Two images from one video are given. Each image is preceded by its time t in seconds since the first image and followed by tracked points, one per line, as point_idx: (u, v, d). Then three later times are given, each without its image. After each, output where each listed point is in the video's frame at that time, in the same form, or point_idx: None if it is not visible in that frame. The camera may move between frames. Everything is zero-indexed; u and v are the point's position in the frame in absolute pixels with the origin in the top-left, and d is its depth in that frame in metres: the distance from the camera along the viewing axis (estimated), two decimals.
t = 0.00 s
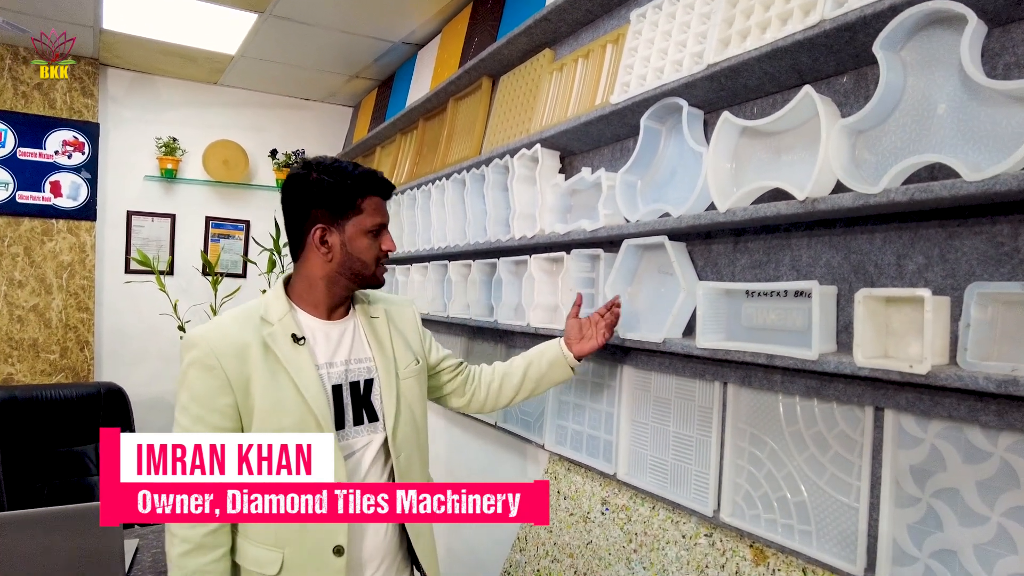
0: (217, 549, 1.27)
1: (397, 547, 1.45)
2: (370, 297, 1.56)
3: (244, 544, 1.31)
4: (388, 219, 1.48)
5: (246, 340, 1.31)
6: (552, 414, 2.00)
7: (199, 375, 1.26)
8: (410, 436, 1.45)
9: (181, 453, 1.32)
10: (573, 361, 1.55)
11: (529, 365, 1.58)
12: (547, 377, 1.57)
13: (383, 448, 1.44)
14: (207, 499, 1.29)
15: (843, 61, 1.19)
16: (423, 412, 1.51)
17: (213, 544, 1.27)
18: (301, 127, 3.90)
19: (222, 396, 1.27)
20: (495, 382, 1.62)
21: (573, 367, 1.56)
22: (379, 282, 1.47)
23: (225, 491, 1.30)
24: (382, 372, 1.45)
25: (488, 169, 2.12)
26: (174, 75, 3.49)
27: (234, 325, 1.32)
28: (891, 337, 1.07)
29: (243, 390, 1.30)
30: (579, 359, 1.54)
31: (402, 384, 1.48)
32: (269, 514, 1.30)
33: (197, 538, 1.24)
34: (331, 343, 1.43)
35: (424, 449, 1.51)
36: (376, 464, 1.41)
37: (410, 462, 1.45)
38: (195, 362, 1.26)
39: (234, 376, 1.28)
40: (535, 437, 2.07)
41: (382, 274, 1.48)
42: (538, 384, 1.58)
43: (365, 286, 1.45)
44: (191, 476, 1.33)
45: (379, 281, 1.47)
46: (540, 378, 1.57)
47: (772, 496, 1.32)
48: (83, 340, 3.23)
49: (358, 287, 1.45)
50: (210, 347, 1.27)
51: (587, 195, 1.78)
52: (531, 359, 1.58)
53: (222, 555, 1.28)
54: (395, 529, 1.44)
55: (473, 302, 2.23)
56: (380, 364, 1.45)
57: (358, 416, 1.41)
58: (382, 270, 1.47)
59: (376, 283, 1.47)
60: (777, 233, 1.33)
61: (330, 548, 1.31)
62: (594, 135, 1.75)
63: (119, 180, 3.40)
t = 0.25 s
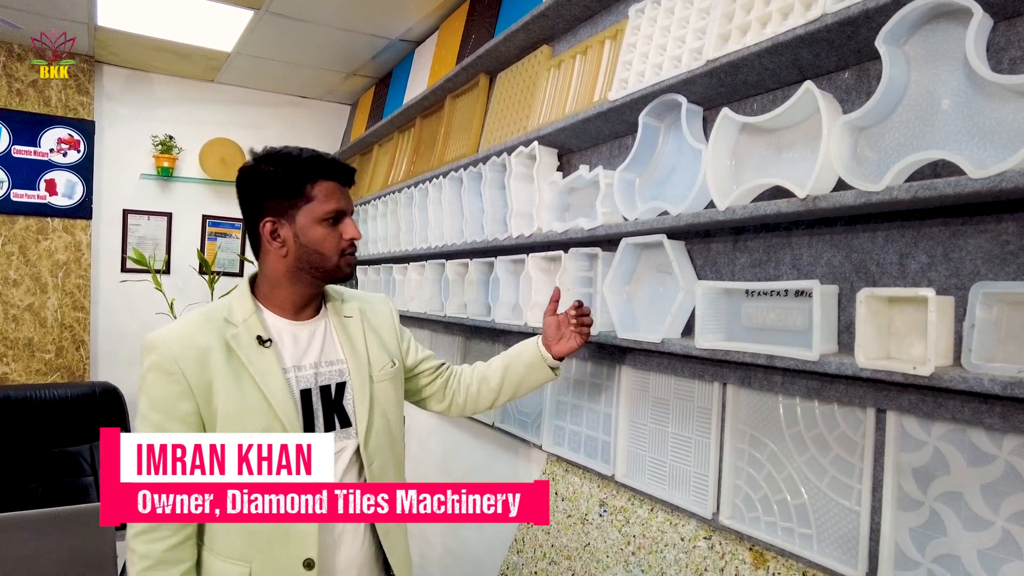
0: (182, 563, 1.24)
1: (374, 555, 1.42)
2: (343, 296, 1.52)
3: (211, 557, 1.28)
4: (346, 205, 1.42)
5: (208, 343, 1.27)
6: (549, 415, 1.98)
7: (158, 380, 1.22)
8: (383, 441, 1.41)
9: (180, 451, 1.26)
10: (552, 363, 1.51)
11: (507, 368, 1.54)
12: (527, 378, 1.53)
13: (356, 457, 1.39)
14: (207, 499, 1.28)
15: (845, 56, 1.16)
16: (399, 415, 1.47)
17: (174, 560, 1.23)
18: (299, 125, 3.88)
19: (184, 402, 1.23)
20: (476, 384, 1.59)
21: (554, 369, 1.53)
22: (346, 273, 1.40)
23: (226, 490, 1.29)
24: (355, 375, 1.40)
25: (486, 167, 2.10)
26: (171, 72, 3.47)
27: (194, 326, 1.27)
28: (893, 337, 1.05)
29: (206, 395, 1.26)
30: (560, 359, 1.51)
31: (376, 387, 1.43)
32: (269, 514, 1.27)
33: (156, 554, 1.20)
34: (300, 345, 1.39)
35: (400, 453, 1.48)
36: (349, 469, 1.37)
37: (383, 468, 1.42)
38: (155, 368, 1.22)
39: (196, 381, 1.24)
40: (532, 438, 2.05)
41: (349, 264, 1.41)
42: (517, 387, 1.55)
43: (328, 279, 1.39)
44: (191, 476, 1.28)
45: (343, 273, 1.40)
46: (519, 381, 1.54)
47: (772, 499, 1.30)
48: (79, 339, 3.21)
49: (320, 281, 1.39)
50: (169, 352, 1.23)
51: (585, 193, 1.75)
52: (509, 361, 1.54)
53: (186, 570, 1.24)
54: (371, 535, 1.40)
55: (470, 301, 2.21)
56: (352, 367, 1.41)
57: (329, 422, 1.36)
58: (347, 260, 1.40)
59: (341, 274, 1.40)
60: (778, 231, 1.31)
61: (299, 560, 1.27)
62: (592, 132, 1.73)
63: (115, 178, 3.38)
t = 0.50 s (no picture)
0: None
1: (355, 565, 1.32)
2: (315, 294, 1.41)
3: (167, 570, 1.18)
4: (294, 194, 1.25)
5: (163, 348, 1.16)
6: (549, 415, 1.97)
7: (111, 387, 1.12)
8: (355, 448, 1.30)
9: (180, 451, 1.17)
10: (551, 349, 1.43)
11: (503, 357, 1.45)
12: (524, 365, 1.44)
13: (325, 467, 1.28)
14: (207, 499, 1.17)
15: (847, 54, 1.15)
16: (376, 419, 1.35)
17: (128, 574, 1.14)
18: (298, 124, 3.87)
19: (137, 410, 1.13)
20: (470, 373, 1.48)
21: (551, 353, 1.44)
22: (300, 270, 1.25)
23: (226, 490, 1.18)
24: (321, 376, 1.29)
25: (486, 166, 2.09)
26: (170, 71, 3.46)
27: (148, 329, 1.17)
28: (896, 338, 1.04)
29: (162, 404, 1.16)
30: (559, 343, 1.43)
31: (348, 388, 1.31)
32: (268, 514, 1.19)
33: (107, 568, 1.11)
34: (262, 348, 1.28)
35: (378, 459, 1.36)
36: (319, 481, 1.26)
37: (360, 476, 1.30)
38: (107, 374, 1.12)
39: (150, 388, 1.14)
40: (532, 438, 2.05)
41: (302, 261, 1.25)
42: (515, 375, 1.46)
43: (279, 278, 1.25)
44: (191, 476, 1.19)
45: (294, 269, 1.25)
46: (516, 368, 1.44)
47: (774, 500, 1.29)
48: (78, 339, 3.21)
49: (271, 279, 1.25)
50: (118, 359, 1.12)
51: (585, 192, 1.74)
52: (505, 349, 1.45)
53: None
54: (347, 544, 1.30)
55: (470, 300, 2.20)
56: (319, 368, 1.29)
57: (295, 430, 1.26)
58: (298, 256, 1.25)
59: (293, 272, 1.25)
60: (779, 231, 1.30)
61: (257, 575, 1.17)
62: (592, 131, 1.72)
63: (114, 178, 3.37)
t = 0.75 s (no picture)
0: None
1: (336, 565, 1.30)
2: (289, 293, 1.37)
3: None
4: (232, 191, 1.19)
5: (126, 354, 1.14)
6: (548, 416, 1.97)
7: (74, 395, 1.10)
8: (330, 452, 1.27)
9: (180, 450, 1.16)
10: (567, 358, 1.38)
11: (515, 355, 1.39)
12: (538, 368, 1.39)
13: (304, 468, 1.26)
14: (207, 499, 1.16)
15: (845, 55, 1.15)
16: (354, 420, 1.31)
17: None
18: (298, 124, 3.87)
19: (101, 416, 1.11)
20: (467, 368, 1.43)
21: (565, 361, 1.39)
22: (239, 271, 1.19)
23: (226, 491, 1.17)
24: (292, 380, 1.26)
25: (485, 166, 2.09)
26: (170, 72, 3.46)
27: (111, 336, 1.15)
28: (892, 340, 1.04)
29: (126, 411, 1.14)
30: (575, 353, 1.37)
31: (321, 391, 1.27)
32: (268, 513, 1.21)
33: None
34: (230, 353, 1.26)
35: (361, 460, 1.33)
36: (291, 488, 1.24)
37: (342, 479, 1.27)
38: (71, 381, 1.10)
39: (113, 395, 1.12)
40: (530, 438, 2.05)
41: (241, 261, 1.18)
42: (525, 376, 1.40)
43: (221, 280, 1.19)
44: (191, 476, 1.18)
45: (233, 271, 1.18)
46: (528, 370, 1.39)
47: (771, 501, 1.29)
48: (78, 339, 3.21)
49: (218, 282, 1.21)
50: (82, 365, 1.11)
51: (584, 193, 1.74)
52: (518, 347, 1.39)
53: None
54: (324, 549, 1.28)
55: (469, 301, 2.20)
56: (289, 372, 1.26)
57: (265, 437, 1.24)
58: (236, 256, 1.18)
59: (232, 273, 1.18)
60: (777, 232, 1.30)
61: None
62: (590, 132, 1.72)
63: (114, 178, 3.37)
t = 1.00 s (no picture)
0: None
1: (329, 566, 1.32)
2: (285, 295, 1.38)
3: None
4: (224, 198, 1.19)
5: (121, 356, 1.16)
6: (544, 416, 1.98)
7: (70, 396, 1.13)
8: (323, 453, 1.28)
9: (180, 451, 1.18)
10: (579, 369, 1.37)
11: (528, 361, 1.39)
12: (549, 378, 1.39)
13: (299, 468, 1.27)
14: (207, 499, 1.18)
15: (833, 60, 1.17)
16: (348, 421, 1.31)
17: None
18: (298, 126, 3.89)
19: (95, 417, 1.14)
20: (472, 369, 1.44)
21: (575, 373, 1.39)
22: (231, 279, 1.20)
23: (226, 490, 1.20)
24: (285, 381, 1.27)
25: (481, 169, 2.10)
26: (170, 74, 3.48)
27: (106, 337, 1.17)
28: (879, 341, 1.06)
29: (121, 412, 1.16)
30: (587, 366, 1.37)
31: (314, 392, 1.29)
32: (269, 513, 1.24)
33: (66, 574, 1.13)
34: (224, 355, 1.27)
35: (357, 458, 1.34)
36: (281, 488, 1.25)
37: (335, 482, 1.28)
38: (66, 382, 1.13)
39: (107, 397, 1.14)
40: (527, 438, 2.06)
41: (233, 269, 1.20)
42: (536, 382, 1.40)
43: (214, 287, 1.21)
44: (191, 476, 1.20)
45: (221, 279, 1.20)
46: (538, 379, 1.39)
47: (761, 500, 1.31)
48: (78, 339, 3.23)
49: (209, 287, 1.22)
50: (78, 367, 1.13)
51: (579, 196, 1.76)
52: (532, 355, 1.39)
53: None
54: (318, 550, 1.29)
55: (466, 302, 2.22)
56: (282, 373, 1.27)
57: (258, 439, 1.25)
58: (229, 264, 1.20)
59: (224, 280, 1.20)
60: (767, 234, 1.32)
61: None
62: (585, 135, 1.74)
63: (115, 180, 3.39)
